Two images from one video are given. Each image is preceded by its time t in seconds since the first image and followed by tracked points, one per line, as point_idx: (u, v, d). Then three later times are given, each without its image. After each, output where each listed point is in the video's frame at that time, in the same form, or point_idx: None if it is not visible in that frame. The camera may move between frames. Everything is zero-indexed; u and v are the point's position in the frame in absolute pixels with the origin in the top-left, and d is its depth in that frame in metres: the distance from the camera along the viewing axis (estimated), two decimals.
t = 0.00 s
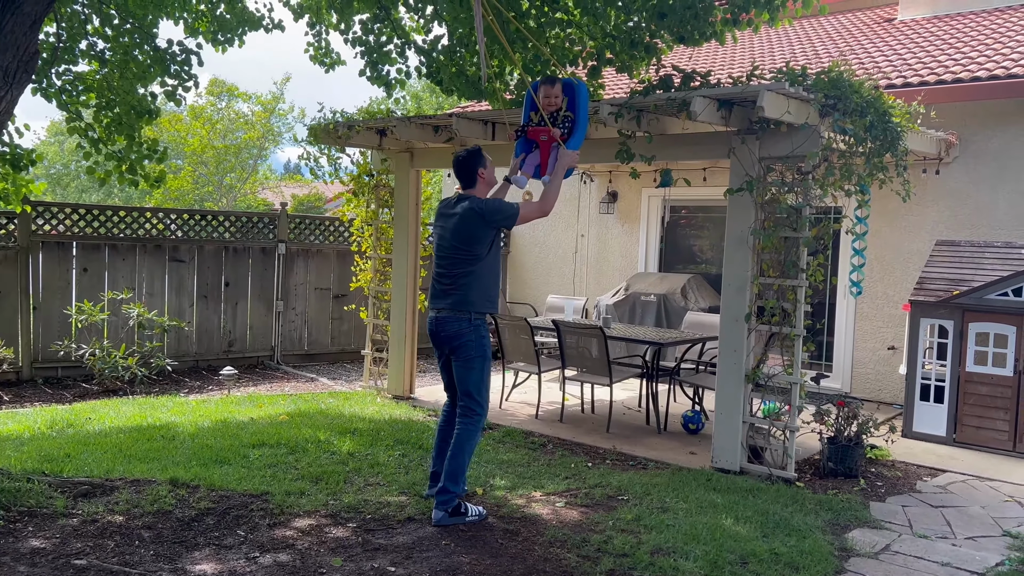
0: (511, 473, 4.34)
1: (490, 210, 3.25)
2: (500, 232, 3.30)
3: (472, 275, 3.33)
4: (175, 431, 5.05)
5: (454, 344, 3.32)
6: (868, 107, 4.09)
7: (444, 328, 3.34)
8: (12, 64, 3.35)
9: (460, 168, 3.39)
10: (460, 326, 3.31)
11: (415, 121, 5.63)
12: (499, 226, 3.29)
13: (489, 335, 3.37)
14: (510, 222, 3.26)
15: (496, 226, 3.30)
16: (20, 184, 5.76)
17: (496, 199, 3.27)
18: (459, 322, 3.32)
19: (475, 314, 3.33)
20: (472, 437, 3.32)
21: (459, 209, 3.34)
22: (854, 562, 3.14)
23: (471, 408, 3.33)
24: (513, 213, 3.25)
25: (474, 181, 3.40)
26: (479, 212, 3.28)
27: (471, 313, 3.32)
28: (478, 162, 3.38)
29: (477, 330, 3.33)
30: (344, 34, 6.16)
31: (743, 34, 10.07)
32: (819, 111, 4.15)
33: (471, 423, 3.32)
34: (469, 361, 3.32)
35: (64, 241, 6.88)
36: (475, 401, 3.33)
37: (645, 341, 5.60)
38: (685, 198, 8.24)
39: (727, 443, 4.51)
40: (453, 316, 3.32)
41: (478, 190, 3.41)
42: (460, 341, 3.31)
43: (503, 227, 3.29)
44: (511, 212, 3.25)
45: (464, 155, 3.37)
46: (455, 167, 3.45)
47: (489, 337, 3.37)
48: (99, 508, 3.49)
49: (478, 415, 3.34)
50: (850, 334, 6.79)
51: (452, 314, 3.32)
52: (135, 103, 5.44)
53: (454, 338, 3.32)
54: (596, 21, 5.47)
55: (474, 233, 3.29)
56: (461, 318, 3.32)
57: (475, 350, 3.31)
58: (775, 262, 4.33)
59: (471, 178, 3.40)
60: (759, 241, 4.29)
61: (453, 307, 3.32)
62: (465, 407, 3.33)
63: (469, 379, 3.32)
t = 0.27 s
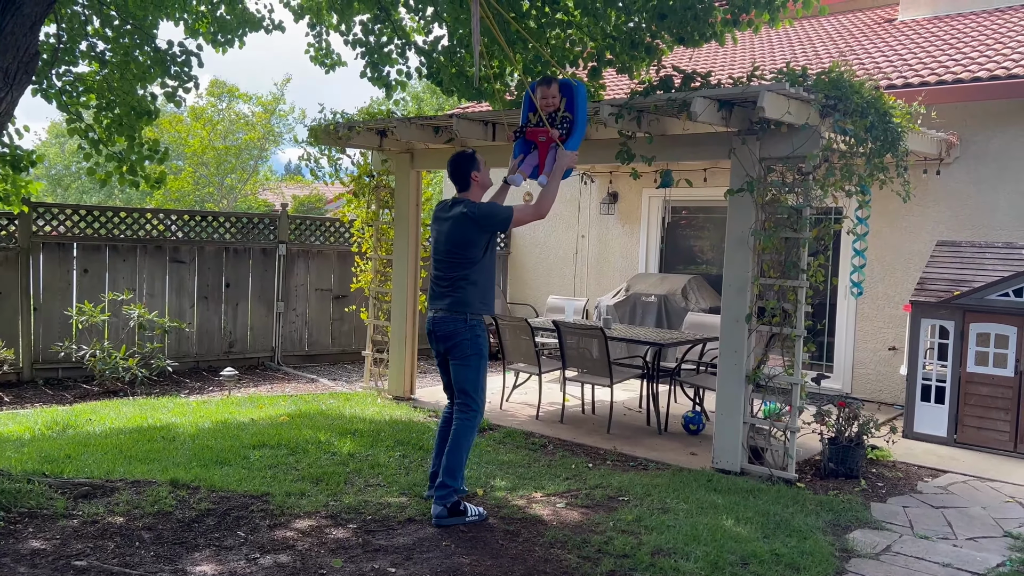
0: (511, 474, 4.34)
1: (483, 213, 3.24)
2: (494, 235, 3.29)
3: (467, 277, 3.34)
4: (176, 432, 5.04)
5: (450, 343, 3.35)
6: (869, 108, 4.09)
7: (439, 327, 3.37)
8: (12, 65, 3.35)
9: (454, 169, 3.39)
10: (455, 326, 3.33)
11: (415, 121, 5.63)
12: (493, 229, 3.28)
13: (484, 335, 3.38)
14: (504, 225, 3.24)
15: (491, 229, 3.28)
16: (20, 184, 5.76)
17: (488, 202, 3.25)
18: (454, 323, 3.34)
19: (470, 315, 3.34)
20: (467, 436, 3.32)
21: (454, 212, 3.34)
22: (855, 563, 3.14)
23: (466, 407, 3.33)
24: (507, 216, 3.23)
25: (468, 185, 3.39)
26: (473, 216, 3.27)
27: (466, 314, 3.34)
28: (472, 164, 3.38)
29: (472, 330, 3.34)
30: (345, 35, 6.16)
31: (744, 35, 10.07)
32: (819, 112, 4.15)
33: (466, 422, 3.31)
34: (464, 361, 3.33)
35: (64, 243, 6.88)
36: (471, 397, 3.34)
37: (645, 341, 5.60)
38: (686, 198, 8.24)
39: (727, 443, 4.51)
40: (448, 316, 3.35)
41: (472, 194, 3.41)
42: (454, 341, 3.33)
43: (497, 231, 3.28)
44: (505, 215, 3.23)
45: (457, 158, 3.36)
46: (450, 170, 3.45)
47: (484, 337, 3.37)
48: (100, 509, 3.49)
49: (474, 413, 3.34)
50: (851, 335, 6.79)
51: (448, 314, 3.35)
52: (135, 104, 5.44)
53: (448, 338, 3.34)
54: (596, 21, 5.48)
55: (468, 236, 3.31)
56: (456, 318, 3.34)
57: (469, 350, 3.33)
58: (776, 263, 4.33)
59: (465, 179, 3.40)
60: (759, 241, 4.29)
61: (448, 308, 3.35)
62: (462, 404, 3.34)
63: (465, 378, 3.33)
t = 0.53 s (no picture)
0: (517, 474, 4.34)
1: (482, 213, 3.28)
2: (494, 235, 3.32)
3: (469, 276, 3.37)
4: (182, 431, 5.06)
5: (458, 341, 3.38)
6: (875, 107, 4.08)
7: (445, 326, 3.39)
8: (19, 66, 3.36)
9: (453, 171, 3.42)
10: (462, 324, 3.36)
11: (421, 122, 5.63)
12: (490, 230, 3.31)
13: (492, 331, 3.42)
14: (501, 227, 3.27)
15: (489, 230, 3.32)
16: (26, 185, 5.78)
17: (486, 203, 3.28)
18: (462, 321, 3.36)
19: (476, 313, 3.38)
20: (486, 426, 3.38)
21: (453, 212, 3.39)
22: (861, 563, 3.13)
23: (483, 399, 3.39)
24: (505, 217, 3.26)
25: (467, 184, 3.42)
26: (471, 216, 3.31)
27: (471, 312, 3.37)
28: (470, 164, 3.40)
29: (480, 327, 3.37)
30: (350, 35, 6.16)
31: (749, 34, 10.05)
32: (825, 111, 4.14)
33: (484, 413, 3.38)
34: (475, 357, 3.37)
35: (71, 243, 6.90)
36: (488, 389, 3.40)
37: (651, 341, 5.59)
38: (691, 198, 8.23)
39: (733, 443, 4.50)
40: (454, 314, 3.37)
41: (468, 195, 3.44)
42: (463, 338, 3.37)
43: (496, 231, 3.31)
44: (503, 215, 3.26)
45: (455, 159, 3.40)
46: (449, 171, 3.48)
47: (493, 333, 3.41)
48: (107, 508, 3.51)
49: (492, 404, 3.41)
50: (857, 334, 6.76)
51: (454, 312, 3.37)
52: (141, 105, 5.45)
53: (456, 336, 3.37)
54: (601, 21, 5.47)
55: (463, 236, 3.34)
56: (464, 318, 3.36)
57: (479, 346, 3.36)
58: (781, 263, 4.32)
59: (463, 181, 3.42)
60: (765, 241, 4.28)
61: (453, 306, 3.37)
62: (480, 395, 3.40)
63: (479, 372, 3.37)
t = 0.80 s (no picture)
0: (529, 472, 4.34)
1: (484, 217, 3.47)
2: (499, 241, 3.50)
3: (482, 277, 3.54)
4: (197, 430, 5.09)
5: (480, 338, 3.55)
6: (890, 104, 4.06)
7: (465, 325, 3.54)
8: (35, 67, 3.39)
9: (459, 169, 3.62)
10: (482, 323, 3.53)
11: (433, 121, 5.63)
12: (494, 235, 3.48)
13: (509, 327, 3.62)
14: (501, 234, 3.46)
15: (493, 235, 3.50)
16: (43, 185, 5.82)
17: (489, 205, 3.49)
18: (483, 319, 3.53)
19: (493, 312, 3.55)
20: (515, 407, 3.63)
21: (458, 213, 3.57)
22: (876, 563, 3.11)
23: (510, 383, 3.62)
24: (506, 224, 3.45)
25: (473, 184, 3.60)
26: (475, 218, 3.50)
27: (489, 311, 3.54)
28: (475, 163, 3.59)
29: (499, 324, 3.56)
30: (362, 35, 6.18)
31: (762, 32, 10.00)
32: (840, 108, 4.11)
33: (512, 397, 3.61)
34: (499, 350, 3.57)
35: (86, 243, 6.96)
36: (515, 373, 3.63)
37: (664, 340, 5.57)
38: (704, 196, 8.19)
39: (746, 442, 4.48)
40: (474, 314, 3.54)
41: (469, 193, 3.63)
42: (484, 336, 3.54)
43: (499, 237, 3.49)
44: (504, 218, 3.46)
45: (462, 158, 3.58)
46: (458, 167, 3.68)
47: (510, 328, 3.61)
48: (123, 506, 3.53)
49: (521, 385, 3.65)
50: (872, 334, 6.72)
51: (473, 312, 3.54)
52: (156, 106, 5.49)
53: (478, 334, 3.54)
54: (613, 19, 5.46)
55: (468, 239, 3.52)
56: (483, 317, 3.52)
57: (501, 341, 3.56)
58: (795, 261, 4.29)
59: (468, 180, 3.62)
60: (779, 239, 4.25)
61: (472, 306, 3.54)
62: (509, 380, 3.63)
63: (505, 362, 3.58)
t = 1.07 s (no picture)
0: (549, 470, 4.34)
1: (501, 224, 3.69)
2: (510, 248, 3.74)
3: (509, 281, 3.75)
4: (219, 427, 5.14)
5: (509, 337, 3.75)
6: (913, 99, 4.01)
7: (496, 326, 3.73)
8: (59, 69, 3.43)
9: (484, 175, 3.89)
10: (512, 323, 3.73)
11: (452, 119, 5.64)
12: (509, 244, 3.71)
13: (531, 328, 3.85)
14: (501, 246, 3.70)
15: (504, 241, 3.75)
16: (68, 185, 5.90)
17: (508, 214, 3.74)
18: (513, 320, 3.74)
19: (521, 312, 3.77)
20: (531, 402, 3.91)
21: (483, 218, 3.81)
22: (900, 563, 3.07)
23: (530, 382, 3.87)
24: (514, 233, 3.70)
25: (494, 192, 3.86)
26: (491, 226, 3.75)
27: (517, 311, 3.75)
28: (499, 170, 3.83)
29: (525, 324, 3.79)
30: (381, 34, 6.20)
31: (783, 27, 9.91)
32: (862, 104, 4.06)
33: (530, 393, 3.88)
34: (525, 349, 3.79)
35: (110, 243, 7.05)
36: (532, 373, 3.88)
37: (684, 339, 5.54)
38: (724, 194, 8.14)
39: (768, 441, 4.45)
40: (505, 315, 3.73)
41: (487, 199, 3.89)
42: (514, 335, 3.76)
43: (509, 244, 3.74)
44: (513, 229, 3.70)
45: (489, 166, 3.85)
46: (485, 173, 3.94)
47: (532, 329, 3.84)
48: (148, 502, 3.58)
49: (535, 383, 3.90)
50: (895, 332, 6.64)
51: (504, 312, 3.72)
52: (178, 106, 5.54)
53: (509, 333, 3.74)
54: (632, 17, 5.44)
55: (491, 247, 3.72)
56: (513, 319, 3.73)
57: (527, 340, 3.79)
58: (817, 258, 4.24)
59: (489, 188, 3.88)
60: (800, 237, 4.21)
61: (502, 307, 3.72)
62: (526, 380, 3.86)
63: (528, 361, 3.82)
